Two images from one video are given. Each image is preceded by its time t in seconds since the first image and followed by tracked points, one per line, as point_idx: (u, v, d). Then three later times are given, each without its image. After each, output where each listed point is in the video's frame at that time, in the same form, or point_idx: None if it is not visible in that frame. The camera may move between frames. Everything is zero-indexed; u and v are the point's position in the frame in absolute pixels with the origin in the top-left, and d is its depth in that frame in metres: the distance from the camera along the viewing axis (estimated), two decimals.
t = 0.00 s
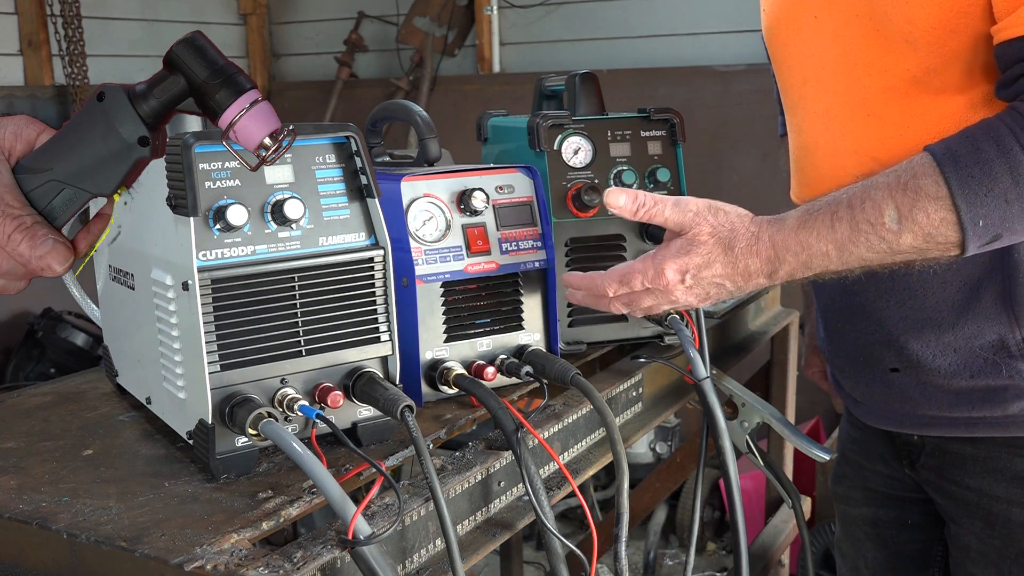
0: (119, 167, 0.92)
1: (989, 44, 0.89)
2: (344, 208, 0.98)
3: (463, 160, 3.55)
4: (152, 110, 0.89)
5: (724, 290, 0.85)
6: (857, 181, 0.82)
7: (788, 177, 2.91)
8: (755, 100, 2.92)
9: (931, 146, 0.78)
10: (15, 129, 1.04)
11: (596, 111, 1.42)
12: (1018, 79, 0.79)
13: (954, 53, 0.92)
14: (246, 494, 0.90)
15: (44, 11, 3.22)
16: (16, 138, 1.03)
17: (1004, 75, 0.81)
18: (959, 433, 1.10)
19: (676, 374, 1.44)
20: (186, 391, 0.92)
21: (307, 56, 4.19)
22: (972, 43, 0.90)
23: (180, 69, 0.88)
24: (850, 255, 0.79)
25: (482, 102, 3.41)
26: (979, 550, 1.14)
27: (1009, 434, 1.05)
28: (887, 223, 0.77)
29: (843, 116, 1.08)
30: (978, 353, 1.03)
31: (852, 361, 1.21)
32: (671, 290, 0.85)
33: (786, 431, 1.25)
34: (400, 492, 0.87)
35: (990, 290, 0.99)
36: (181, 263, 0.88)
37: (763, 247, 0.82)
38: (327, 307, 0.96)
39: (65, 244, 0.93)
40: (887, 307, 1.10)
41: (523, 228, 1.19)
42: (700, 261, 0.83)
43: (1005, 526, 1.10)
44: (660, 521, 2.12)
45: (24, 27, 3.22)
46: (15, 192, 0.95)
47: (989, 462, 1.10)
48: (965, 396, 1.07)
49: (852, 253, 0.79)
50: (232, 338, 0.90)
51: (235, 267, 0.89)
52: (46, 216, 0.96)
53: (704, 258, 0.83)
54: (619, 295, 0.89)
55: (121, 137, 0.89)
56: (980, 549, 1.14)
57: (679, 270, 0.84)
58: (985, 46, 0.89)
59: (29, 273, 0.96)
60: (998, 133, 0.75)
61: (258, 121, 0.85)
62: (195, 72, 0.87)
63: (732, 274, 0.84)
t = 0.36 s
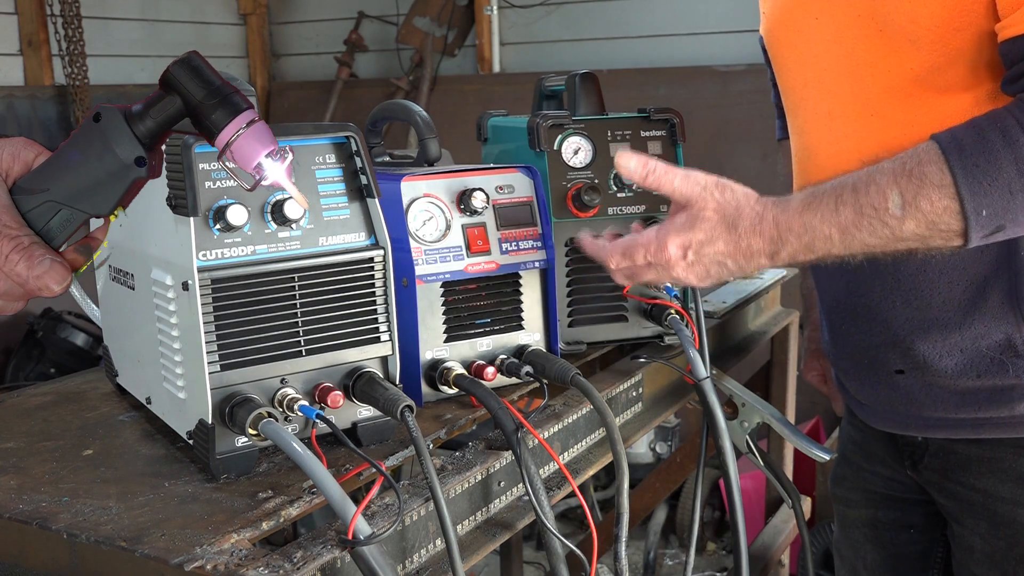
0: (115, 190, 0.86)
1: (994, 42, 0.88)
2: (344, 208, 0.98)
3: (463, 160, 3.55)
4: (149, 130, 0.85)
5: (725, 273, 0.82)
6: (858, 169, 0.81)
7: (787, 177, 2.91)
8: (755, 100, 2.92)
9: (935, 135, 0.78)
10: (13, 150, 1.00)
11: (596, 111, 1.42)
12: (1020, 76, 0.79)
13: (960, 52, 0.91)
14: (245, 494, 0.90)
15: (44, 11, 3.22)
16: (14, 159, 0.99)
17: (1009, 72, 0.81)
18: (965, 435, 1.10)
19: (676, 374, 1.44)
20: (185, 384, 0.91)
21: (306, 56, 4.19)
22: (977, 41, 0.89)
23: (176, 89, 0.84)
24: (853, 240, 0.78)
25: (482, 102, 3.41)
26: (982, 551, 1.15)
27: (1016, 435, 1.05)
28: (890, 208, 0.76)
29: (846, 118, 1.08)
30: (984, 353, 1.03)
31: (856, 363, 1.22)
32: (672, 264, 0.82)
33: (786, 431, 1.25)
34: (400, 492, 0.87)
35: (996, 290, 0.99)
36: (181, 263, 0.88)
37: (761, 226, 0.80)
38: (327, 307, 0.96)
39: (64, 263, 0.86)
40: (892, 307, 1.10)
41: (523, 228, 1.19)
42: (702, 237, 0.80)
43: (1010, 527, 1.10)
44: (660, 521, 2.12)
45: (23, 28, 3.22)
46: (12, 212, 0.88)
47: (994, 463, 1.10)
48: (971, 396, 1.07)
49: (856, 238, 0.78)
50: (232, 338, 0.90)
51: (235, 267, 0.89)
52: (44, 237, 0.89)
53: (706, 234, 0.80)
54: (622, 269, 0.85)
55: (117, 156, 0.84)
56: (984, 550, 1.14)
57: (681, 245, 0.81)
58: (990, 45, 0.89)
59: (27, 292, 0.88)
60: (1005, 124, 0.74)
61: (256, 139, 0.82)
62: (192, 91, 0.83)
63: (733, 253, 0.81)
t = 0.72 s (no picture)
0: (112, 209, 0.86)
1: (994, 43, 0.89)
2: (344, 208, 0.98)
3: (463, 160, 3.55)
4: (146, 150, 0.84)
5: (733, 303, 0.82)
6: (852, 187, 0.81)
7: (787, 176, 2.91)
8: (755, 100, 2.92)
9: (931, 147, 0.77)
10: (10, 171, 0.99)
11: (596, 111, 1.42)
12: (1020, 79, 0.79)
13: (961, 53, 0.91)
14: (245, 494, 0.90)
15: (44, 11, 3.22)
16: (11, 180, 0.98)
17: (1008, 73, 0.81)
18: (965, 434, 1.10)
19: (676, 374, 1.44)
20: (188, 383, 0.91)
21: (306, 56, 4.19)
22: (978, 42, 0.90)
23: (173, 108, 0.82)
24: (853, 254, 0.78)
25: (482, 102, 3.41)
26: (982, 550, 1.15)
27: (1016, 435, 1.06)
28: (889, 221, 0.76)
29: (848, 118, 1.08)
30: (984, 353, 1.03)
31: (857, 362, 1.21)
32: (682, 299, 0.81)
33: (786, 431, 1.25)
34: (400, 492, 0.87)
35: (997, 290, 0.99)
36: (181, 264, 0.88)
37: (763, 246, 0.81)
38: (327, 307, 0.96)
39: (60, 283, 0.87)
40: (892, 308, 1.10)
41: (523, 227, 1.19)
42: (709, 263, 0.80)
43: (1011, 527, 1.10)
44: (660, 521, 2.12)
45: (23, 27, 3.22)
46: (9, 233, 0.90)
47: (995, 462, 1.10)
48: (971, 396, 1.07)
49: (856, 251, 0.78)
50: (232, 338, 0.90)
51: (235, 267, 0.89)
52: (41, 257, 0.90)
53: (714, 258, 0.80)
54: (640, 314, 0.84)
55: (113, 175, 0.84)
56: (984, 549, 1.14)
57: (690, 274, 0.80)
58: (990, 46, 0.89)
59: (25, 313, 0.89)
60: (997, 134, 0.74)
61: (252, 161, 0.81)
62: (188, 111, 0.82)
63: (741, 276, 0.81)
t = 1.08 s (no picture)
0: (109, 230, 0.86)
1: (998, 50, 0.88)
2: (344, 208, 0.98)
3: (463, 160, 3.55)
4: (144, 171, 0.83)
5: (742, 257, 0.77)
6: (852, 172, 0.81)
7: (787, 176, 2.91)
8: (755, 100, 2.92)
9: (933, 143, 0.77)
10: (6, 191, 1.03)
11: (596, 111, 1.42)
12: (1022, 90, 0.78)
13: (964, 57, 0.91)
14: (246, 494, 0.90)
15: (44, 11, 3.22)
16: (7, 202, 1.02)
17: (1011, 83, 0.80)
18: (961, 433, 1.11)
19: (676, 374, 1.44)
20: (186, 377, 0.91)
21: (306, 56, 4.19)
22: (981, 49, 0.89)
23: (171, 129, 0.82)
24: (848, 232, 0.77)
25: (482, 102, 3.41)
26: (980, 548, 1.15)
27: (1013, 434, 1.06)
28: (886, 205, 0.75)
29: (851, 119, 1.08)
30: (981, 353, 1.03)
31: (856, 360, 1.21)
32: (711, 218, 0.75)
33: (786, 431, 1.25)
34: (400, 492, 0.87)
35: (995, 292, 0.99)
36: (181, 263, 0.88)
37: (768, 205, 0.79)
38: (327, 307, 0.96)
39: (58, 304, 0.89)
40: (891, 307, 1.10)
41: (523, 228, 1.19)
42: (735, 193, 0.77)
43: (1009, 525, 1.10)
44: (660, 521, 2.12)
45: (24, 27, 3.22)
46: (6, 254, 0.91)
47: (992, 460, 1.10)
48: (969, 396, 1.07)
49: (852, 232, 0.77)
50: (232, 338, 0.90)
51: (235, 267, 0.89)
52: (39, 278, 0.91)
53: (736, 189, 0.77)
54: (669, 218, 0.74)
55: (112, 198, 0.84)
56: (983, 547, 1.15)
57: (720, 196, 0.76)
58: (993, 52, 0.89)
59: (22, 334, 0.91)
60: (998, 140, 0.74)
61: (251, 181, 0.79)
62: (186, 131, 0.81)
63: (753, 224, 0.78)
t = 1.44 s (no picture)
0: (106, 252, 0.85)
1: (991, 53, 0.90)
2: (344, 208, 0.98)
3: (463, 160, 3.55)
4: (141, 192, 0.83)
5: (734, 271, 0.85)
6: (843, 188, 0.86)
7: (788, 176, 2.91)
8: (755, 100, 2.92)
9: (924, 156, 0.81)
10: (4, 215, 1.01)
11: (596, 111, 1.42)
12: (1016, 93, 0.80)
13: (961, 59, 0.93)
14: (245, 494, 0.90)
15: (44, 11, 3.22)
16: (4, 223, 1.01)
17: (1005, 85, 0.81)
18: (961, 432, 1.11)
19: (676, 374, 1.44)
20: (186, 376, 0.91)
21: (306, 56, 4.18)
22: (976, 52, 0.91)
23: (168, 149, 0.81)
24: (839, 245, 0.83)
25: (482, 102, 3.40)
26: (979, 548, 1.15)
27: (1012, 433, 1.07)
28: (877, 219, 0.80)
29: (851, 120, 1.07)
30: (980, 354, 1.03)
31: (856, 361, 1.21)
32: (703, 233, 0.82)
33: (786, 431, 1.25)
34: (400, 492, 0.87)
35: (995, 292, 0.99)
36: (181, 263, 0.88)
37: (762, 224, 0.87)
38: (327, 307, 0.96)
39: (55, 324, 0.87)
40: (891, 307, 1.10)
41: (523, 228, 1.19)
42: (728, 211, 0.84)
43: (1009, 524, 1.10)
44: (660, 521, 2.12)
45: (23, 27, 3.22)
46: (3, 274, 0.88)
47: (992, 459, 1.10)
48: (969, 396, 1.07)
49: (844, 248, 0.83)
50: (232, 338, 0.90)
51: (235, 267, 0.89)
52: (36, 299, 0.88)
53: (729, 209, 0.85)
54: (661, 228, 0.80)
55: (109, 219, 0.83)
56: (982, 547, 1.15)
57: (713, 212, 0.83)
58: (987, 55, 0.91)
59: (18, 355, 0.89)
60: (986, 150, 0.77)
61: (247, 201, 0.78)
62: (183, 151, 0.80)
63: (747, 241, 0.85)
